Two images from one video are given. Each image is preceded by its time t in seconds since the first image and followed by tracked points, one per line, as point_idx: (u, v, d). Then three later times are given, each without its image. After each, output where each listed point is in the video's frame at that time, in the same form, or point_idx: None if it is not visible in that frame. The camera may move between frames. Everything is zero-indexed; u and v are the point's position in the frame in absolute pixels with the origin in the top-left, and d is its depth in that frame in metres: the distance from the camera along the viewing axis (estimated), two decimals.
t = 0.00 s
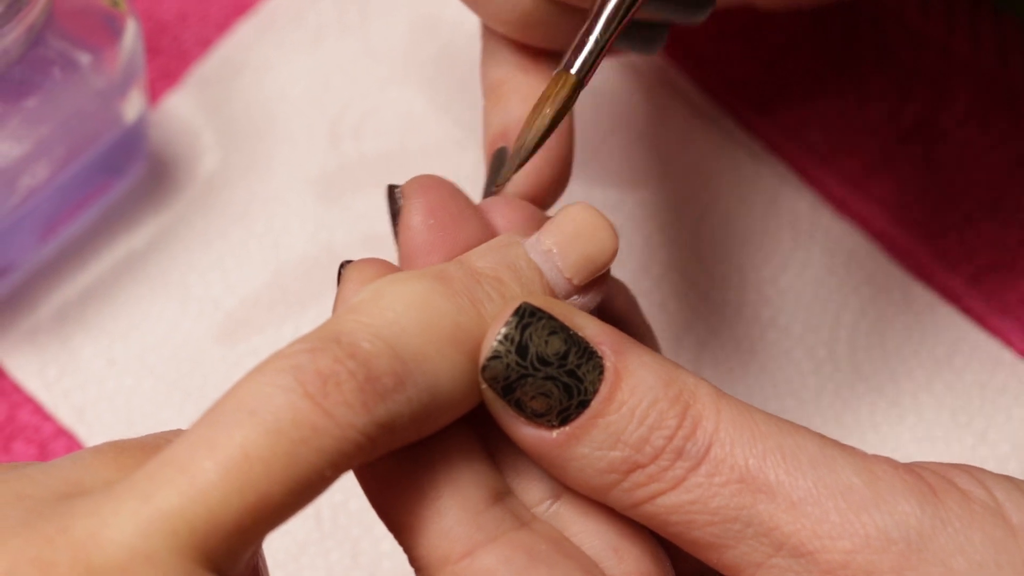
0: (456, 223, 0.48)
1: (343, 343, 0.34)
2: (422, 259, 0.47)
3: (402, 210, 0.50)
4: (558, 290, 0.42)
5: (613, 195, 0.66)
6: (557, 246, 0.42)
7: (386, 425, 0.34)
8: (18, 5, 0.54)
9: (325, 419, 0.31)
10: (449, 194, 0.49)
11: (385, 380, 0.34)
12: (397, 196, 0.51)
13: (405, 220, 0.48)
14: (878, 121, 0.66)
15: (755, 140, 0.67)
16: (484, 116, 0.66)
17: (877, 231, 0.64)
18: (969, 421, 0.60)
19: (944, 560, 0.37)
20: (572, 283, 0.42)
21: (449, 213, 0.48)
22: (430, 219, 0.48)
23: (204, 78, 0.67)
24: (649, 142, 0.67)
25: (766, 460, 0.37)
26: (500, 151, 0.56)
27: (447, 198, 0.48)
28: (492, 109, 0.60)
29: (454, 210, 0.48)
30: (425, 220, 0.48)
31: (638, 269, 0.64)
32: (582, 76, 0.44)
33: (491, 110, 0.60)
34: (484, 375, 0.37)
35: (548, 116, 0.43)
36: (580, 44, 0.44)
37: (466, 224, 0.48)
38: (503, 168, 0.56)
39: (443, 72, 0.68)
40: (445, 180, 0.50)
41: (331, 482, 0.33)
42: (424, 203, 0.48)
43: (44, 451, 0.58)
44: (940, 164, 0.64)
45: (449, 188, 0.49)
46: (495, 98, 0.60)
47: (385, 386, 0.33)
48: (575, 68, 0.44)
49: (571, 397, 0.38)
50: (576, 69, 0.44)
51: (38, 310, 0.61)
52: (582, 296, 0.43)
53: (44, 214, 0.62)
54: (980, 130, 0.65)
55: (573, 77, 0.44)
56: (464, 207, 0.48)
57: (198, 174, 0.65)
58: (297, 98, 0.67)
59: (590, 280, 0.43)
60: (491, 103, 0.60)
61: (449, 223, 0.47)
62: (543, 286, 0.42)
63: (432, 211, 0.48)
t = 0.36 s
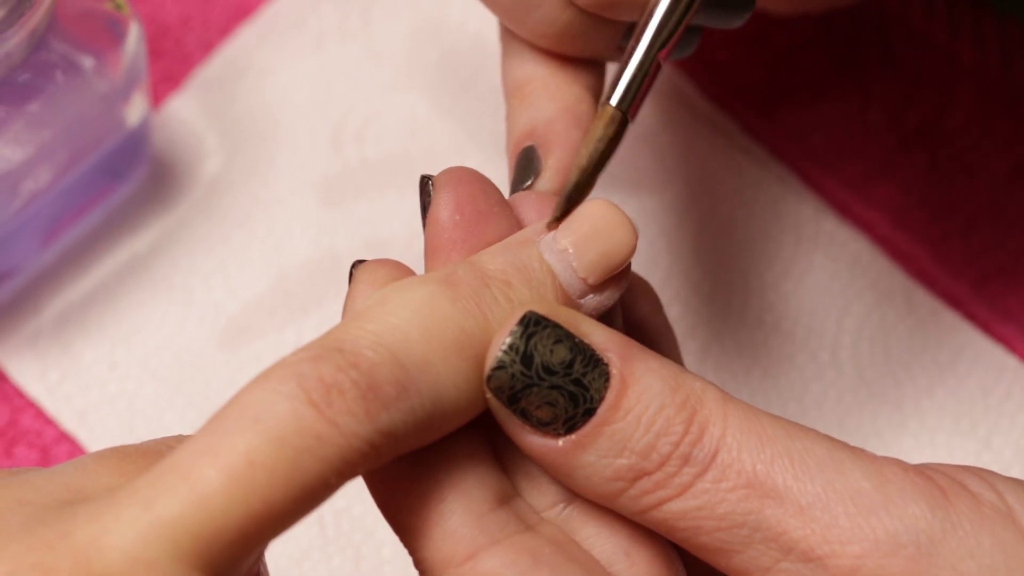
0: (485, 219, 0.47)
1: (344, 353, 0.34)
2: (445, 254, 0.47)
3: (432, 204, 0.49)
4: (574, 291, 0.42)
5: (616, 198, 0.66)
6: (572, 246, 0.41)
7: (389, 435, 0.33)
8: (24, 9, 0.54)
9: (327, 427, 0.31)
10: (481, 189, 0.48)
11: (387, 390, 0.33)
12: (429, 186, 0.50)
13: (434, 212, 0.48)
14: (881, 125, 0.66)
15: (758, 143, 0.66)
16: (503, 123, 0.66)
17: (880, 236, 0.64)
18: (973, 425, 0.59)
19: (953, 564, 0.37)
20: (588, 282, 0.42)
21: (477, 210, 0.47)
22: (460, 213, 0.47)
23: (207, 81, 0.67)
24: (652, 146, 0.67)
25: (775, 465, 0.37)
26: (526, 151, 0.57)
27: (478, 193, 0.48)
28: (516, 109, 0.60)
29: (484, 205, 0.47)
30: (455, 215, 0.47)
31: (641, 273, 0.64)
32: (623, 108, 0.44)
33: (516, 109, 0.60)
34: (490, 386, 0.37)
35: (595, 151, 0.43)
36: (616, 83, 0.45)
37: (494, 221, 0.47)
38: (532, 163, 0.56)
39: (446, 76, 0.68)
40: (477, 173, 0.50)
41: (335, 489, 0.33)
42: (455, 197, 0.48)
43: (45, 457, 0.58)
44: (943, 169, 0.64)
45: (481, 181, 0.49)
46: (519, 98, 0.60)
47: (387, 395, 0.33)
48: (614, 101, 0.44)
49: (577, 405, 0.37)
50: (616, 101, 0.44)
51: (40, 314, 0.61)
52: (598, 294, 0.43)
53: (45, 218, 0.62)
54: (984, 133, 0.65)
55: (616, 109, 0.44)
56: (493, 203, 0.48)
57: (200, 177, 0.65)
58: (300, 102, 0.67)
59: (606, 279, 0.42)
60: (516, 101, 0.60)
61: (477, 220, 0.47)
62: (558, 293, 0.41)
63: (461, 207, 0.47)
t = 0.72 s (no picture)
0: (467, 222, 0.47)
1: (335, 347, 0.34)
2: (430, 257, 0.47)
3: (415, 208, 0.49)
4: (561, 288, 0.42)
5: (610, 196, 0.66)
6: (558, 245, 0.42)
7: (380, 427, 0.33)
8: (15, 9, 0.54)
9: (317, 421, 0.31)
10: (463, 192, 0.48)
11: (378, 383, 0.33)
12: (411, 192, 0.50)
13: (417, 216, 0.48)
14: (876, 124, 0.66)
15: (753, 141, 0.66)
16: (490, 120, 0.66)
17: (875, 234, 0.64)
18: (966, 423, 0.59)
19: (943, 564, 0.37)
20: (575, 281, 0.42)
21: (460, 212, 0.47)
22: (442, 217, 0.47)
23: (201, 79, 0.67)
24: (646, 145, 0.67)
25: (765, 463, 0.37)
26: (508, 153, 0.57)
27: (460, 196, 0.48)
28: (503, 111, 0.60)
29: (466, 208, 0.47)
30: (436, 219, 0.47)
31: (636, 271, 0.64)
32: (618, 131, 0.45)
33: (503, 111, 0.60)
34: (479, 380, 0.37)
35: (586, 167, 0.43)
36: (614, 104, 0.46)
37: (477, 223, 0.47)
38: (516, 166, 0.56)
39: (441, 75, 0.68)
40: (460, 177, 0.50)
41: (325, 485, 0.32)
42: (437, 201, 0.48)
43: (38, 455, 0.58)
44: (938, 167, 0.64)
45: (464, 186, 0.49)
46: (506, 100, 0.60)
47: (378, 388, 0.33)
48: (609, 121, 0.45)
49: (567, 401, 0.37)
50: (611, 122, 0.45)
51: (33, 313, 0.61)
52: (585, 293, 0.43)
53: (39, 217, 0.62)
54: (978, 133, 0.65)
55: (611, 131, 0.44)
56: (476, 206, 0.48)
57: (194, 175, 0.65)
58: (295, 100, 0.67)
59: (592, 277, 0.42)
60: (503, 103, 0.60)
61: (459, 223, 0.47)
62: (546, 289, 0.41)
63: (443, 210, 0.47)
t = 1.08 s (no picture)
0: (452, 224, 0.47)
1: (325, 343, 0.34)
2: (416, 260, 0.47)
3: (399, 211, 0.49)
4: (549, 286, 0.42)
5: (603, 193, 0.66)
6: (547, 243, 0.42)
7: (371, 422, 0.33)
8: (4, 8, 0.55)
9: (306, 416, 0.31)
10: (447, 194, 0.48)
11: (368, 377, 0.33)
12: (394, 197, 0.50)
13: (402, 220, 0.48)
14: (867, 121, 0.66)
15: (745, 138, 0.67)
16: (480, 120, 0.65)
17: (867, 230, 0.64)
18: (958, 419, 0.60)
19: (930, 563, 0.37)
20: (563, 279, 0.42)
21: (445, 214, 0.47)
22: (427, 219, 0.47)
23: (193, 77, 0.67)
24: (638, 142, 0.67)
25: (753, 462, 0.37)
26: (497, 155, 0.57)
27: (444, 198, 0.48)
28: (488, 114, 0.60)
29: (451, 211, 0.47)
30: (421, 221, 0.47)
31: (628, 268, 0.64)
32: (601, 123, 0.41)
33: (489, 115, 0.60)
34: (468, 377, 0.37)
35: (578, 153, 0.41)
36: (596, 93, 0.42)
37: (463, 225, 0.47)
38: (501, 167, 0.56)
39: (433, 72, 0.68)
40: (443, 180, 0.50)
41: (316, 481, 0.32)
42: (421, 204, 0.48)
43: (31, 453, 0.58)
44: (929, 164, 0.64)
45: (448, 188, 0.49)
46: (491, 104, 0.60)
47: (368, 382, 0.33)
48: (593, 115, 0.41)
49: (556, 399, 0.37)
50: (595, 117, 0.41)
51: (26, 311, 0.61)
52: (572, 292, 0.43)
53: (31, 215, 0.62)
54: (970, 129, 0.65)
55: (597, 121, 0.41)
56: (461, 208, 0.48)
57: (186, 173, 0.65)
58: (287, 98, 0.67)
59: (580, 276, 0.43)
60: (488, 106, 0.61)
61: (445, 225, 0.47)
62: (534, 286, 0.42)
63: (428, 213, 0.47)
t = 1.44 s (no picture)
0: (456, 222, 0.47)
1: (331, 337, 0.34)
2: (420, 258, 0.47)
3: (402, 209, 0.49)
4: (553, 284, 0.42)
5: (607, 190, 0.66)
6: (552, 241, 0.42)
7: (376, 416, 0.33)
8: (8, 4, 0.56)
9: (312, 410, 0.31)
10: (451, 193, 0.48)
11: (374, 371, 0.33)
12: (398, 195, 0.50)
13: (406, 217, 0.48)
14: (871, 117, 0.66)
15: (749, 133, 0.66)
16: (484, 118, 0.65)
17: (871, 226, 0.64)
18: (964, 416, 0.60)
19: (936, 559, 0.37)
20: (567, 277, 0.42)
21: (449, 212, 0.47)
22: (432, 217, 0.47)
23: (198, 72, 0.67)
24: (642, 138, 0.67)
25: (759, 459, 0.37)
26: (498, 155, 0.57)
27: (448, 196, 0.48)
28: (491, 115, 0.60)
29: (455, 209, 0.47)
30: (425, 219, 0.47)
31: (633, 264, 0.64)
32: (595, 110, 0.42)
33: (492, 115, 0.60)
34: (474, 375, 0.37)
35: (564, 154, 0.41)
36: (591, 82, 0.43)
37: (466, 224, 0.47)
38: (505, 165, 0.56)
39: (438, 68, 0.68)
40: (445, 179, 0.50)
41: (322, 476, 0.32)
42: (425, 202, 0.48)
43: (37, 449, 0.58)
44: (934, 161, 0.64)
45: (452, 187, 0.49)
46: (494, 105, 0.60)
47: (374, 376, 0.33)
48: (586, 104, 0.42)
49: (561, 396, 0.37)
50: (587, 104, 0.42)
51: (31, 306, 0.61)
52: (577, 290, 0.43)
53: (36, 209, 0.62)
54: (976, 125, 0.65)
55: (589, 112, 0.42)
56: (464, 207, 0.48)
57: (192, 168, 0.65)
58: (292, 93, 0.67)
59: (585, 275, 0.43)
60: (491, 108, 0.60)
61: (449, 224, 0.47)
62: (539, 284, 0.41)
63: (432, 210, 0.47)
